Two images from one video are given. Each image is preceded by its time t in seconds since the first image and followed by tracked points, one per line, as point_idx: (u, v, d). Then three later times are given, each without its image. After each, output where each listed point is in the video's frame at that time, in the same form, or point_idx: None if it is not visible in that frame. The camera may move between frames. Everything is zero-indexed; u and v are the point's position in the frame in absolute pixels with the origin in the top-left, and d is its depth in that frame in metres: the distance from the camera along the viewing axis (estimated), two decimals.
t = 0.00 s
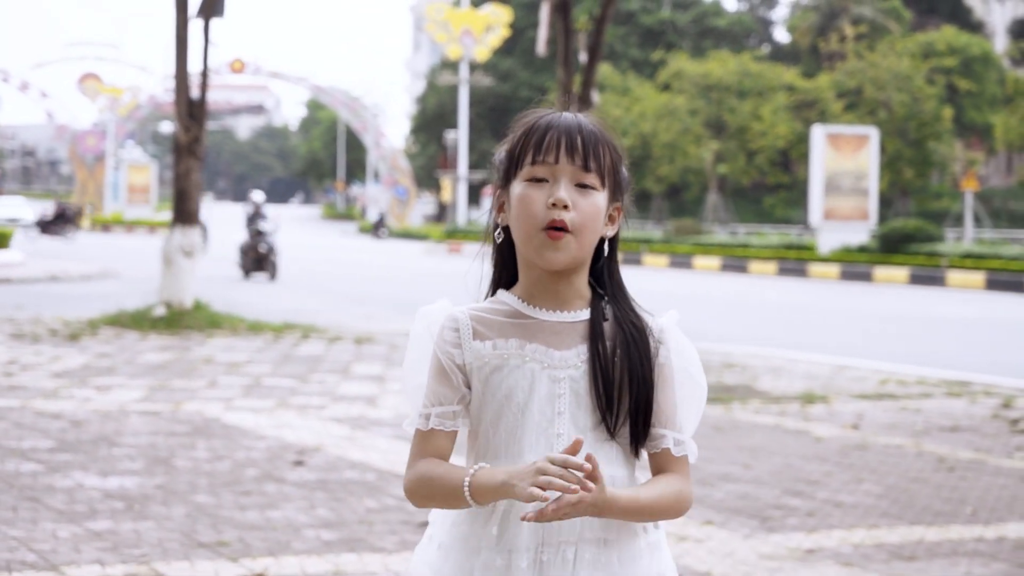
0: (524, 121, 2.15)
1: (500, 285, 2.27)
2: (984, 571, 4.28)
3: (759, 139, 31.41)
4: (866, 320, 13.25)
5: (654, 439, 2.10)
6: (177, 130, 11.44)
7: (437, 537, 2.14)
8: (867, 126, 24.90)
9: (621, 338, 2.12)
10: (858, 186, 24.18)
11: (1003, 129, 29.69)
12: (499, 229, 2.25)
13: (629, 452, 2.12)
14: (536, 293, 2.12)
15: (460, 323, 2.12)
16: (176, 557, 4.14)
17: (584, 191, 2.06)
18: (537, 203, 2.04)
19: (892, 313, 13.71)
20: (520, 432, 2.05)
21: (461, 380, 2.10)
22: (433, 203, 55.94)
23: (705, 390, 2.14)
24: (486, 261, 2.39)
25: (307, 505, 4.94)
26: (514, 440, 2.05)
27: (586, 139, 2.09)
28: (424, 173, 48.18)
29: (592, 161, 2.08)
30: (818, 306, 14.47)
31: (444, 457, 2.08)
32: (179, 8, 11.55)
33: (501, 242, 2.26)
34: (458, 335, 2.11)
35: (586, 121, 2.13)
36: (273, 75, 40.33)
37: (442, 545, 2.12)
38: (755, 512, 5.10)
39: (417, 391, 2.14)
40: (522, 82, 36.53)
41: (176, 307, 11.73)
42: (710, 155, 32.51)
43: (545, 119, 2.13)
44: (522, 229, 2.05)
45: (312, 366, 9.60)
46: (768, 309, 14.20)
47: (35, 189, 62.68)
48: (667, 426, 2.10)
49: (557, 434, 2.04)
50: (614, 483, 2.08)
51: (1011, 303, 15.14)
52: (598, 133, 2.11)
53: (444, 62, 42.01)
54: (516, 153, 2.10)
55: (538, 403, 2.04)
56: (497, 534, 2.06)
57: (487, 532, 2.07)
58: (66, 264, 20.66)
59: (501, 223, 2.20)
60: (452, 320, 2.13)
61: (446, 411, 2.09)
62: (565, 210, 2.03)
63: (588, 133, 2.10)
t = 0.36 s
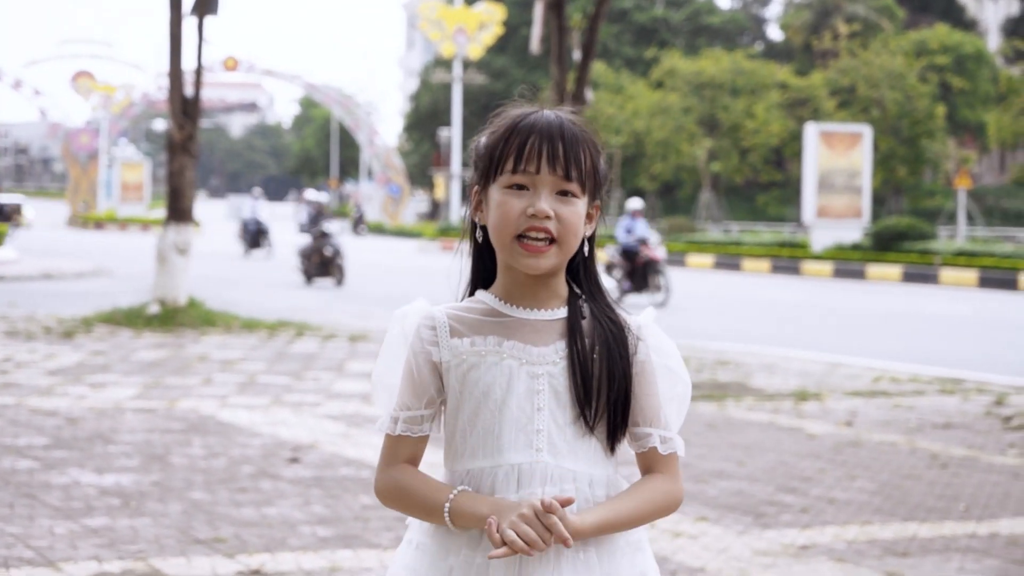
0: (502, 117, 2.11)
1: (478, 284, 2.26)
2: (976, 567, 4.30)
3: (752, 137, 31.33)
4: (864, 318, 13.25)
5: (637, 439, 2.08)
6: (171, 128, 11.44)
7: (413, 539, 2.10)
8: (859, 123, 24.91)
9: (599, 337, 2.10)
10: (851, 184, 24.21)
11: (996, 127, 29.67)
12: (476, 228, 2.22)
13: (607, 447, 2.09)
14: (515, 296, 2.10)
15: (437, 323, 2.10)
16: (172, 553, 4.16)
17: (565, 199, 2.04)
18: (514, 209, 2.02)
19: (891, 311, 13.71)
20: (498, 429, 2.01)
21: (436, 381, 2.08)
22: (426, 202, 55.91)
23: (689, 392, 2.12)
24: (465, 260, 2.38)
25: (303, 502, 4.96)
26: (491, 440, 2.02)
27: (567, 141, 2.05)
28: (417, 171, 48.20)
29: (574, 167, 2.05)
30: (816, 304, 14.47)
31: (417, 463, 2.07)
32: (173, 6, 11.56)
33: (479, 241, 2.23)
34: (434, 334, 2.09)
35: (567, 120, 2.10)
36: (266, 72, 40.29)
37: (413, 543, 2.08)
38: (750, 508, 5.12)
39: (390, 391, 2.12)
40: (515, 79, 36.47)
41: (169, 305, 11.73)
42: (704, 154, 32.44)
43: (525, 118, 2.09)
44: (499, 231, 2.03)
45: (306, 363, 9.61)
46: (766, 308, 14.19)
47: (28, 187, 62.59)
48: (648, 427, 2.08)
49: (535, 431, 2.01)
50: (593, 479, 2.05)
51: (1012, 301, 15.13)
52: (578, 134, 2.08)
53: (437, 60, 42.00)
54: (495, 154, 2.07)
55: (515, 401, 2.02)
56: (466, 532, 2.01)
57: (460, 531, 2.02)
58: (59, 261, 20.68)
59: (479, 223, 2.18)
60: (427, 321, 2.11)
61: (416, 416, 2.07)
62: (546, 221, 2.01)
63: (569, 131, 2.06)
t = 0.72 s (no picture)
0: (483, 115, 2.15)
1: (467, 277, 2.28)
2: (971, 564, 4.32)
3: (746, 135, 31.38)
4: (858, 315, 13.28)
5: (627, 437, 2.14)
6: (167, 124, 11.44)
7: (411, 540, 2.11)
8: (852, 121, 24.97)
9: (594, 330, 2.14)
10: (845, 181, 24.23)
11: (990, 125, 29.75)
12: (467, 225, 2.24)
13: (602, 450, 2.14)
14: (508, 289, 2.13)
15: (431, 318, 2.12)
16: (172, 549, 4.18)
17: (552, 181, 2.07)
18: (504, 200, 2.05)
19: (887, 309, 13.72)
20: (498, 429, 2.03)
21: (432, 377, 2.11)
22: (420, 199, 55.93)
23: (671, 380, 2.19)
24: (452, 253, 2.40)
25: (301, 497, 4.98)
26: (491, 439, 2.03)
27: (547, 128, 2.09)
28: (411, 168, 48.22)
29: (557, 153, 2.08)
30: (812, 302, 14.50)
31: (415, 459, 2.11)
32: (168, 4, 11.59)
33: (469, 238, 2.26)
34: (430, 329, 2.11)
35: (549, 110, 2.14)
36: (260, 70, 40.26)
37: (414, 539, 2.10)
38: (745, 504, 5.14)
39: (384, 387, 2.16)
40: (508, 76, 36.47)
41: (165, 301, 11.74)
42: (698, 151, 32.42)
43: (500, 112, 2.13)
44: (489, 223, 2.07)
45: (301, 360, 9.63)
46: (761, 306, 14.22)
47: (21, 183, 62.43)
48: (634, 427, 2.15)
49: (536, 430, 2.03)
50: (593, 477, 2.08)
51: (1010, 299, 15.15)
52: (558, 123, 2.12)
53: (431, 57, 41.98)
54: (480, 149, 2.11)
55: (514, 399, 2.04)
56: (476, 531, 2.02)
57: (466, 528, 2.03)
58: (52, 258, 20.69)
59: (470, 221, 2.21)
60: (421, 316, 2.13)
61: (414, 413, 2.11)
62: (537, 206, 2.04)
63: (549, 120, 2.11)
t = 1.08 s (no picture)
0: (486, 117, 2.20)
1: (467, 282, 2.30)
2: (967, 559, 4.35)
3: (739, 132, 31.38)
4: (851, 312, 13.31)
5: (633, 436, 2.22)
6: (163, 121, 11.46)
7: (418, 539, 2.17)
8: (845, 118, 24.99)
9: (600, 331, 2.20)
10: (839, 178, 24.26)
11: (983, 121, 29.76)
12: (470, 227, 2.28)
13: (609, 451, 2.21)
14: (516, 291, 2.18)
15: (438, 320, 2.17)
16: (171, 545, 4.20)
17: (558, 182, 2.11)
18: (511, 200, 2.09)
19: (881, 305, 13.75)
20: (507, 431, 2.08)
21: (442, 380, 2.15)
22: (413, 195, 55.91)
23: (673, 376, 2.27)
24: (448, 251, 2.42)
25: (298, 494, 5.01)
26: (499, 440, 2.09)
27: (552, 131, 2.14)
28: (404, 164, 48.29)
29: (563, 153, 2.13)
30: (806, 298, 14.53)
31: (425, 459, 2.15)
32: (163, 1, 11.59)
33: (474, 240, 2.28)
34: (438, 333, 2.16)
35: (551, 112, 2.18)
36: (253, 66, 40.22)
37: (425, 540, 2.16)
38: (741, 500, 5.17)
39: (396, 387, 2.20)
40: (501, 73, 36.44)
41: (160, 297, 11.75)
42: (691, 147, 32.36)
43: (505, 114, 2.18)
44: (497, 223, 2.11)
45: (297, 356, 9.66)
46: (756, 302, 14.25)
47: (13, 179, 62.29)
48: (642, 426, 2.22)
49: (544, 432, 2.09)
50: (602, 482, 2.15)
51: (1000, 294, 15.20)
52: (562, 124, 2.16)
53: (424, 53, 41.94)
54: (488, 148, 2.15)
55: (522, 403, 2.09)
56: (483, 531, 2.07)
57: (473, 528, 2.09)
58: (46, 254, 20.72)
59: (476, 223, 2.24)
60: (428, 317, 2.18)
61: (428, 413, 2.15)
62: (544, 207, 2.08)
63: (554, 123, 2.15)
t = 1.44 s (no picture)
0: (509, 112, 2.11)
1: (482, 279, 2.23)
2: (952, 555, 4.38)
3: (726, 128, 31.51)
4: (839, 310, 13.28)
5: (647, 435, 2.10)
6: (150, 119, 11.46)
7: (430, 543, 2.14)
8: (833, 115, 25.07)
9: (606, 332, 2.10)
10: (826, 176, 24.33)
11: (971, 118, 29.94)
12: (482, 218, 2.20)
13: (617, 451, 2.11)
14: (523, 293, 2.09)
15: (445, 322, 2.10)
16: (162, 543, 4.22)
17: (577, 187, 2.02)
18: (528, 198, 2.00)
19: (876, 303, 13.69)
20: (512, 435, 2.02)
21: (449, 380, 2.08)
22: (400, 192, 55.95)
23: (694, 380, 2.15)
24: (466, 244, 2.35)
25: (288, 491, 5.02)
26: (505, 445, 2.03)
27: (580, 131, 2.04)
28: (393, 162, 48.36)
29: (585, 157, 2.03)
30: (794, 296, 14.51)
31: (427, 462, 2.09)
32: None
33: (485, 233, 2.21)
34: (443, 333, 2.09)
35: (573, 109, 2.09)
36: (242, 64, 40.22)
37: (435, 549, 2.11)
38: (728, 498, 5.20)
39: (403, 392, 2.12)
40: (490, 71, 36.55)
41: (148, 296, 11.74)
42: (679, 145, 32.46)
43: (536, 110, 2.08)
44: (510, 220, 2.01)
45: (286, 354, 9.67)
46: (745, 300, 14.22)
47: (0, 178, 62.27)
48: (656, 425, 2.11)
49: (548, 434, 2.02)
50: (608, 485, 2.07)
51: (989, 293, 15.19)
52: (588, 126, 2.06)
53: (412, 51, 42.01)
54: (514, 141, 2.05)
55: (526, 404, 2.02)
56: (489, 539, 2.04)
57: (479, 537, 2.04)
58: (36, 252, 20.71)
59: (490, 215, 2.16)
60: (434, 319, 2.11)
61: (432, 417, 2.08)
62: (561, 208, 1.99)
63: (578, 123, 2.05)
